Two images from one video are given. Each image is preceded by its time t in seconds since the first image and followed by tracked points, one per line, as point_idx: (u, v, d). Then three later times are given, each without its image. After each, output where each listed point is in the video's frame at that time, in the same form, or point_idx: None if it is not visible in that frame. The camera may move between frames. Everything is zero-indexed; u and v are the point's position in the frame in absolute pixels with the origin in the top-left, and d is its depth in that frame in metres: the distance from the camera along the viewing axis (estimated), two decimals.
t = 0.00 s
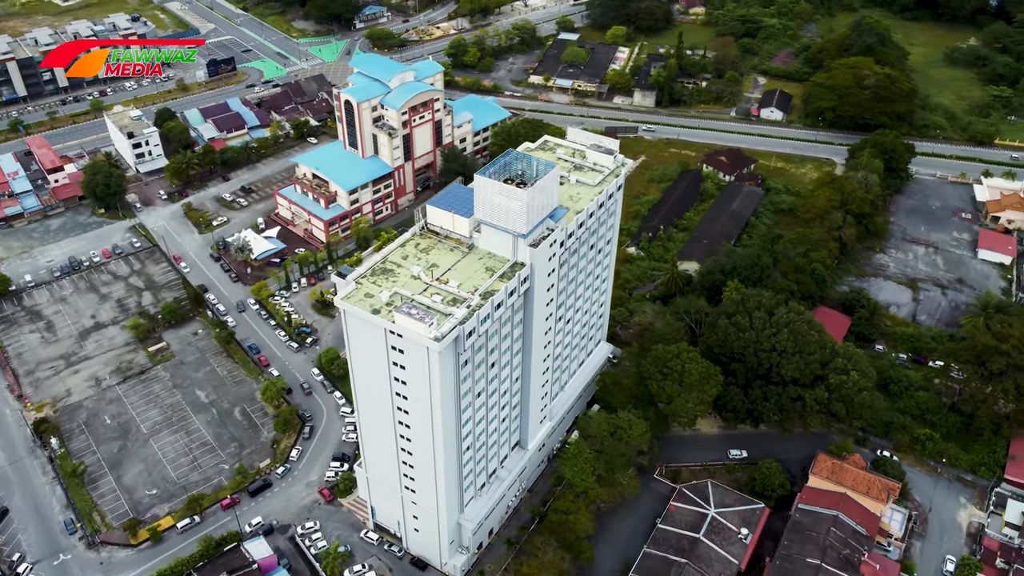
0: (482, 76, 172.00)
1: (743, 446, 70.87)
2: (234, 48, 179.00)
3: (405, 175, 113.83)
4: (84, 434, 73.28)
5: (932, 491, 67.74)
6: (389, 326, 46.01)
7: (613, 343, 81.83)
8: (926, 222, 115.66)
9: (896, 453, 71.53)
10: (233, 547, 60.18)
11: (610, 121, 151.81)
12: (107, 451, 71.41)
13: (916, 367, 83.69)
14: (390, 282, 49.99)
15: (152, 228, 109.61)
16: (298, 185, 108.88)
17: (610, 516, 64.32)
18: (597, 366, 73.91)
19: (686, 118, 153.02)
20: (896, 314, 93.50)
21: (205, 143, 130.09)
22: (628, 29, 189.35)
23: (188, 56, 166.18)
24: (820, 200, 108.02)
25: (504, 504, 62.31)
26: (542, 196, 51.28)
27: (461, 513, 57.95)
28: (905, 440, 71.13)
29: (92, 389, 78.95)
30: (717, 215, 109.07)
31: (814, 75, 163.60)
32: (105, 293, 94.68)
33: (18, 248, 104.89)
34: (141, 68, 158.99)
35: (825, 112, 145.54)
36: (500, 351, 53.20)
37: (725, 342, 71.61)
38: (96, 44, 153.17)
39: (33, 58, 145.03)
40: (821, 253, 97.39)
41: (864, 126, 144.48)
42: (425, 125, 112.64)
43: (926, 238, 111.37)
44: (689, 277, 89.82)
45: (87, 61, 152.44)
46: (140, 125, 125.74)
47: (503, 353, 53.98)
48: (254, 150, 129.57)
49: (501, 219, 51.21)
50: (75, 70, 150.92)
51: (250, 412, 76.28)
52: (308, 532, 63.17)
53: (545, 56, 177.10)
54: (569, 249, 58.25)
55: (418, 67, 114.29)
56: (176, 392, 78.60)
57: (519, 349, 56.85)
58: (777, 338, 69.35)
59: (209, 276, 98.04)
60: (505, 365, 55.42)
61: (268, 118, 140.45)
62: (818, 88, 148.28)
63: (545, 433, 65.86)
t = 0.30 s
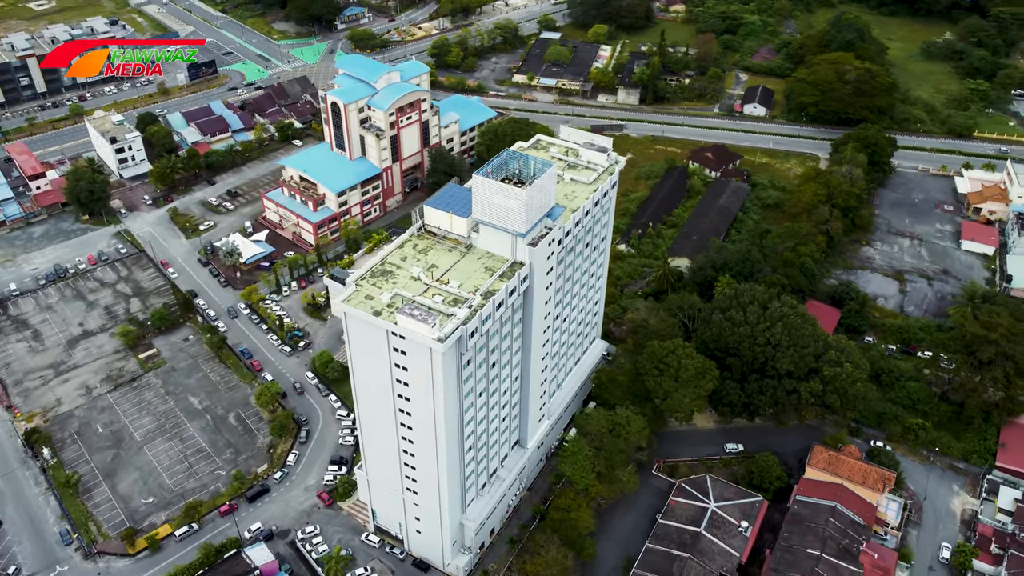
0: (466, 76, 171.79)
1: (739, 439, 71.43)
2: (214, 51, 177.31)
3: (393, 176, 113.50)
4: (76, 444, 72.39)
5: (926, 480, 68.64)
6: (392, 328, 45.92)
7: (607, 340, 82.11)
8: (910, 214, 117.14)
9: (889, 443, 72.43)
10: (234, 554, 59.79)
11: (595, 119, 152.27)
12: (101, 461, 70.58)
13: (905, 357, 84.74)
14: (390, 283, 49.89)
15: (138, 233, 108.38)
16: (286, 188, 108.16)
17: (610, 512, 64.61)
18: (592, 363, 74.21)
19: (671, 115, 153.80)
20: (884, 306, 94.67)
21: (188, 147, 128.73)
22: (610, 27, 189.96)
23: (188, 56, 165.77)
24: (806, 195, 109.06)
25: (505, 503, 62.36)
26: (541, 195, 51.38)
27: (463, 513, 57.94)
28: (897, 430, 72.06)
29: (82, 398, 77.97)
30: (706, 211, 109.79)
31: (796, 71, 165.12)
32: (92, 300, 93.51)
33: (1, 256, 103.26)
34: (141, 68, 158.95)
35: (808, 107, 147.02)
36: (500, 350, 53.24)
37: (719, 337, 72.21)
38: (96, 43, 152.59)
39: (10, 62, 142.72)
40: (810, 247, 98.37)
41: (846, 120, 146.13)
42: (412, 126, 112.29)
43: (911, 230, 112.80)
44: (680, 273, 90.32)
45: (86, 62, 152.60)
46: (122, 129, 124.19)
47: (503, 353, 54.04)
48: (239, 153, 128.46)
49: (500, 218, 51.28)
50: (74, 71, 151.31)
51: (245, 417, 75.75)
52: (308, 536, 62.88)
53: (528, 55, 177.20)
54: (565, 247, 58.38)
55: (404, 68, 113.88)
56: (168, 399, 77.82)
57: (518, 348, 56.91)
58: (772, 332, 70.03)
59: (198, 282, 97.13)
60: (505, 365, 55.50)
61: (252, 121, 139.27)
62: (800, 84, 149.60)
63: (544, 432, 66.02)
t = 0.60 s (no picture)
0: (449, 76, 171.51)
1: (735, 433, 71.99)
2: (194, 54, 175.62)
3: (381, 178, 113.14)
4: (69, 454, 71.53)
5: (919, 469, 69.56)
6: (394, 330, 45.84)
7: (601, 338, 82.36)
8: (893, 207, 118.60)
9: (882, 433, 73.39)
10: (235, 561, 59.47)
11: (580, 118, 152.72)
12: (95, 470, 69.79)
13: (894, 349, 85.91)
14: (390, 285, 49.78)
15: (124, 239, 107.17)
16: (273, 191, 107.39)
17: (611, 509, 64.90)
18: (588, 361, 74.44)
19: (655, 113, 154.55)
20: (871, 299, 95.87)
21: (172, 152, 127.44)
22: (591, 26, 190.49)
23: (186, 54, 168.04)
24: (792, 190, 110.13)
25: (506, 502, 62.42)
26: (539, 195, 51.51)
27: (466, 514, 57.95)
28: (890, 421, 73.04)
29: (73, 407, 77.01)
30: (694, 208, 110.55)
31: (777, 67, 166.61)
32: (79, 308, 92.36)
33: None
34: (141, 68, 159.61)
35: (790, 103, 148.45)
36: (500, 349, 53.28)
37: (714, 332, 72.81)
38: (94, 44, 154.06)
39: None
40: (797, 242, 99.39)
41: (828, 115, 147.78)
42: (399, 127, 111.96)
43: (895, 223, 114.21)
44: (672, 270, 90.84)
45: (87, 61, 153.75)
46: (104, 135, 122.67)
47: (503, 352, 54.11)
48: (224, 157, 127.38)
49: (498, 218, 51.39)
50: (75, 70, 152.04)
51: (239, 423, 75.24)
52: (309, 541, 62.55)
53: (511, 55, 177.22)
54: (563, 246, 58.53)
55: (390, 69, 113.47)
56: (161, 407, 77.06)
57: (517, 347, 56.98)
58: (766, 326, 70.74)
59: (187, 287, 96.24)
60: (505, 365, 55.54)
61: (235, 124, 138.18)
62: (782, 80, 150.95)
63: (542, 430, 66.15)
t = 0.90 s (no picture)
0: (435, 76, 171.21)
1: (731, 428, 72.51)
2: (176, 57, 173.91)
3: (371, 179, 112.75)
4: (62, 463, 70.76)
5: (913, 460, 70.42)
6: (397, 331, 45.77)
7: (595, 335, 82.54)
8: (879, 201, 119.90)
9: (875, 425, 74.23)
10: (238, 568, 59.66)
11: (566, 117, 153.03)
12: (90, 479, 69.11)
13: (885, 341, 86.96)
14: (391, 286, 49.72)
15: (111, 245, 106.06)
16: (262, 194, 106.68)
17: (611, 506, 65.17)
18: (584, 358, 74.60)
19: (641, 111, 155.11)
20: (861, 292, 96.92)
21: (157, 156, 126.23)
22: (575, 24, 190.89)
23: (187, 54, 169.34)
24: (780, 185, 111.06)
25: (506, 501, 62.49)
26: (538, 194, 51.62)
27: (468, 514, 57.95)
28: (883, 412, 73.91)
29: (65, 416, 76.16)
30: (683, 204, 111.19)
31: (760, 64, 167.84)
32: (68, 315, 91.30)
33: None
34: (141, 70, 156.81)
35: (774, 99, 149.62)
36: (501, 349, 53.34)
37: (710, 328, 73.32)
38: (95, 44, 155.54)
39: None
40: (787, 236, 100.24)
41: (812, 111, 149.26)
42: (388, 128, 111.60)
43: (882, 217, 115.48)
44: (664, 268, 91.30)
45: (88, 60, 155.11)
46: (88, 140, 121.27)
47: (503, 352, 54.15)
48: (210, 160, 126.35)
49: (497, 218, 51.44)
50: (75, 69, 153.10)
51: (235, 428, 74.77)
52: (309, 545, 62.35)
53: (495, 54, 177.08)
54: (560, 245, 58.71)
55: (378, 69, 113.07)
56: (155, 413, 76.37)
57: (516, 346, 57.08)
58: (761, 321, 71.35)
59: (177, 292, 95.42)
60: (505, 364, 55.57)
61: (220, 127, 137.07)
62: (766, 77, 152.08)
63: (541, 429, 66.23)
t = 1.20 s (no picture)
0: (418, 77, 170.73)
1: (726, 422, 73.09)
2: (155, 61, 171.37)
3: (359, 181, 112.27)
4: (55, 473, 69.92)
5: (907, 450, 71.33)
6: (399, 332, 45.71)
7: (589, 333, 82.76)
8: (863, 195, 121.34)
9: (868, 416, 75.14)
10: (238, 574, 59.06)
11: (551, 116, 153.32)
12: (84, 488, 68.36)
13: (874, 333, 88.12)
14: (391, 287, 49.64)
15: (96, 252, 104.77)
16: (249, 197, 105.85)
17: (611, 503, 65.45)
18: (579, 356, 74.80)
19: (625, 109, 155.66)
20: (849, 285, 98.10)
21: (141, 161, 124.75)
22: (556, 24, 191.25)
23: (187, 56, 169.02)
24: (767, 181, 111.92)
25: (507, 500, 62.60)
26: (536, 194, 51.76)
27: (470, 514, 57.94)
28: (875, 403, 74.86)
29: (56, 425, 75.20)
30: (672, 201, 111.81)
31: (742, 61, 169.07)
32: (55, 323, 90.09)
33: None
34: (141, 68, 155.28)
35: (757, 96, 150.79)
36: (501, 348, 53.39)
37: (704, 323, 73.97)
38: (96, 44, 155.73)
39: None
40: (775, 232, 101.15)
41: (794, 107, 150.71)
42: (375, 129, 111.13)
43: (866, 210, 116.86)
44: (655, 265, 91.80)
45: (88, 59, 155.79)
46: (70, 145, 119.61)
47: (503, 351, 54.20)
48: (195, 164, 125.13)
49: (496, 218, 51.51)
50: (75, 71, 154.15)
51: (230, 434, 74.24)
52: (310, 549, 62.08)
53: (479, 54, 176.84)
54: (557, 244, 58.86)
55: (364, 71, 112.56)
56: (148, 421, 75.62)
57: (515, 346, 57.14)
58: (755, 316, 71.94)
59: (166, 298, 94.49)
60: (505, 364, 55.64)
61: (204, 131, 135.78)
62: (748, 73, 153.24)
63: (539, 428, 66.31)
